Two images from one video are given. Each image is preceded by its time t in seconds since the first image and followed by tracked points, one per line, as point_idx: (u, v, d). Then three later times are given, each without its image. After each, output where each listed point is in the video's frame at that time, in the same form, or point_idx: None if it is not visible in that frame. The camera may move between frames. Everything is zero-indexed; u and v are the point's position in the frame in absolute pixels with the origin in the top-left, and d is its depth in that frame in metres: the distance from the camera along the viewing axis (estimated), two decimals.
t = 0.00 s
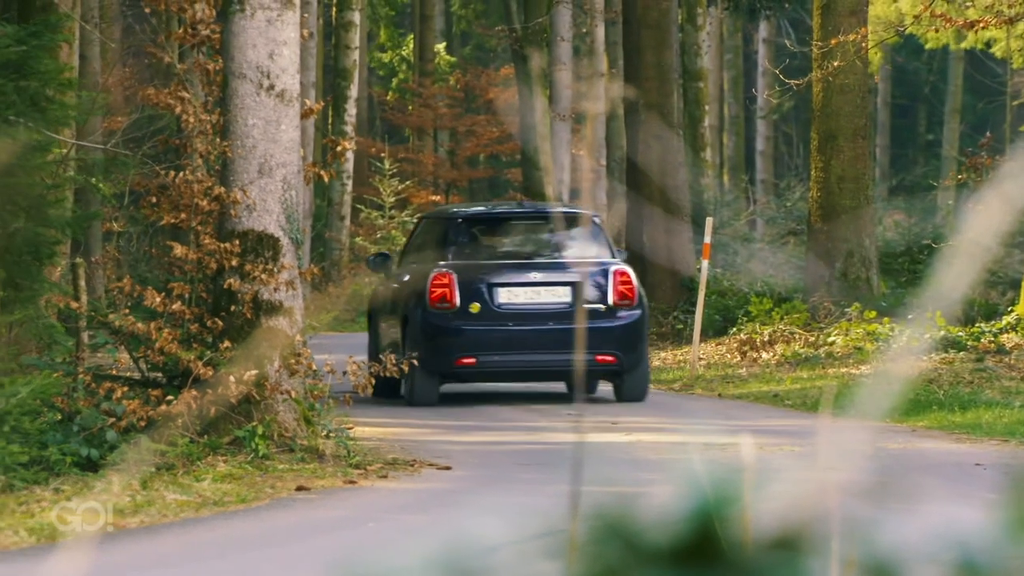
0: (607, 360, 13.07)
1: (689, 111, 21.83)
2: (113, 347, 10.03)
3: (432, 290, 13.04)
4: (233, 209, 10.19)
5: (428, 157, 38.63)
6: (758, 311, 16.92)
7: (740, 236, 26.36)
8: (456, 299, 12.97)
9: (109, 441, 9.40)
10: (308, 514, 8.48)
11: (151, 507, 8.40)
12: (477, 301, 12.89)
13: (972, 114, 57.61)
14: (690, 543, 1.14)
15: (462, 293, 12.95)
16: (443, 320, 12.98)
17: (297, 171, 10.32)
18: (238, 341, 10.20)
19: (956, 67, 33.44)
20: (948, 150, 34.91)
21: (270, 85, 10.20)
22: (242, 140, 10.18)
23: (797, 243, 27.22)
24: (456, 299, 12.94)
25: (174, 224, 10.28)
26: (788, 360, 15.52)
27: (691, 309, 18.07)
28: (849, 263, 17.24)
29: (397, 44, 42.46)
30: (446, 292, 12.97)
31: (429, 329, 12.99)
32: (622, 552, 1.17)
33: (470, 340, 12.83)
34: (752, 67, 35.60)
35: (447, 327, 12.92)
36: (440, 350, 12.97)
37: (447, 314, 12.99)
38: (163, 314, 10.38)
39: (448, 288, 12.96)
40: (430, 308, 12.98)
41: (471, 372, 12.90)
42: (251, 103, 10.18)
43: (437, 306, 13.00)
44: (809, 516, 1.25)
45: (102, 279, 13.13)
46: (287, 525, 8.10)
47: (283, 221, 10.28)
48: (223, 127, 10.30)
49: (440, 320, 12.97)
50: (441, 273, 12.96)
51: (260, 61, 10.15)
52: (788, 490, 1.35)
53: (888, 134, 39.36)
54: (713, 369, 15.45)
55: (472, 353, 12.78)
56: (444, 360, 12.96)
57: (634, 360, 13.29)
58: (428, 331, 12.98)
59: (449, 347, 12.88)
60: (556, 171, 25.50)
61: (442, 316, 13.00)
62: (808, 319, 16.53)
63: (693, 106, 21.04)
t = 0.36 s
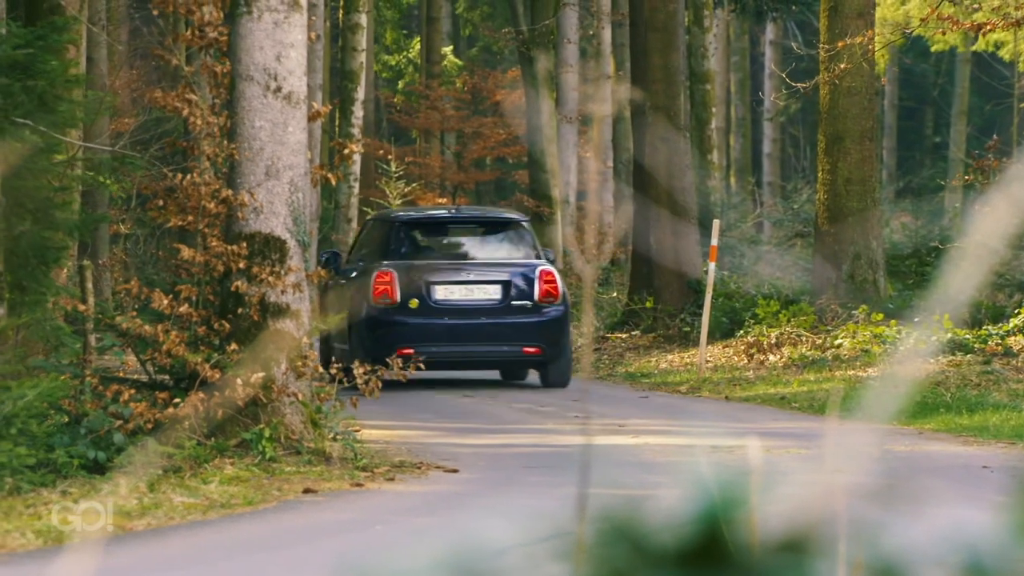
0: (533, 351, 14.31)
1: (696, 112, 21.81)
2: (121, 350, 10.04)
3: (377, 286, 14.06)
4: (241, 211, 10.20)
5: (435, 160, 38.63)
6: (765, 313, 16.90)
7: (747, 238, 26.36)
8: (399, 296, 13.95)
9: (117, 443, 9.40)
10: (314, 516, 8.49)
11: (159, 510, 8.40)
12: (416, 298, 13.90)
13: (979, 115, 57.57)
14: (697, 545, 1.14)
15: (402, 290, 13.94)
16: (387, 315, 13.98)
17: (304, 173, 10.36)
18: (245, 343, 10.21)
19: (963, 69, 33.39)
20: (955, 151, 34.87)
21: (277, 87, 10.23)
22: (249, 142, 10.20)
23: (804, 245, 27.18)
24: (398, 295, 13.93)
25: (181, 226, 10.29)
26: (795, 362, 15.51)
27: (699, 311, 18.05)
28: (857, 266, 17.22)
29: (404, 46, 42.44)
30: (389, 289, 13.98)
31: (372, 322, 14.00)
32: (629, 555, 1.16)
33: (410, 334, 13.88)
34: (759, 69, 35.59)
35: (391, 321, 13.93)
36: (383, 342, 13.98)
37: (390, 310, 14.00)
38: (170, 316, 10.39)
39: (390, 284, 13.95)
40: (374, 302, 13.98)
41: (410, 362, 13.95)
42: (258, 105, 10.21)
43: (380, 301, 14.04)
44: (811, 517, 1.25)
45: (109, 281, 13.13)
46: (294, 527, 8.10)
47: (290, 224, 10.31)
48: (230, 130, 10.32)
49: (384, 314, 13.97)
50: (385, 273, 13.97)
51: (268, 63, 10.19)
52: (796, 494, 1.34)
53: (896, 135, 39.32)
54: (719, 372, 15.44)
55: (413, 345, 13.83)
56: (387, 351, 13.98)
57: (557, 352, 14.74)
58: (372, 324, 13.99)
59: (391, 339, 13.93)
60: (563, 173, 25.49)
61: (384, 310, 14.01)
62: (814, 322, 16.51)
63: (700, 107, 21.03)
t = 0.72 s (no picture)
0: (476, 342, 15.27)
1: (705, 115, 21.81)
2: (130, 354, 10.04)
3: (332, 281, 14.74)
4: (250, 215, 10.20)
5: (443, 163, 38.66)
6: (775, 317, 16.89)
7: (755, 242, 26.37)
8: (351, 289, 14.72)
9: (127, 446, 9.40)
10: (323, 520, 8.49)
11: (168, 513, 8.41)
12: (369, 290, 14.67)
13: (987, 119, 57.57)
14: (706, 550, 1.14)
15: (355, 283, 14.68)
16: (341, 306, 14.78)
17: (313, 177, 10.35)
18: (254, 346, 10.21)
19: (973, 74, 33.37)
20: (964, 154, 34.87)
21: (286, 91, 10.23)
22: (258, 146, 10.19)
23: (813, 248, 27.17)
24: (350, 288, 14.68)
25: (190, 230, 10.29)
26: (804, 366, 15.51)
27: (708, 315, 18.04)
28: (867, 270, 17.19)
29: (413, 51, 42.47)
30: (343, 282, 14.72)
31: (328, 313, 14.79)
32: (636, 560, 1.16)
33: (364, 325, 14.72)
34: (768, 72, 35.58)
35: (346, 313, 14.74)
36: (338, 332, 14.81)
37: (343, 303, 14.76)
38: (179, 320, 10.39)
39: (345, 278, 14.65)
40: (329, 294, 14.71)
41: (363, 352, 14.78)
42: (267, 109, 10.20)
43: (334, 293, 14.76)
44: (822, 521, 1.25)
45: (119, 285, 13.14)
46: (303, 531, 8.11)
47: (299, 228, 10.31)
48: (240, 134, 10.32)
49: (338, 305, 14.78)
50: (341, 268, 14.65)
51: (277, 67, 10.18)
52: (804, 497, 1.34)
53: (905, 139, 39.31)
54: (729, 376, 15.42)
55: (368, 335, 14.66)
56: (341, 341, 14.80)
57: (496, 342, 15.78)
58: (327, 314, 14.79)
59: (345, 330, 14.75)
60: (571, 177, 25.50)
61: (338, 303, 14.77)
62: (823, 325, 16.50)
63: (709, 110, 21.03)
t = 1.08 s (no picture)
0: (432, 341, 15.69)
1: (713, 119, 21.80)
2: (138, 359, 10.05)
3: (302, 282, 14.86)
4: (257, 220, 10.20)
5: (450, 169, 38.63)
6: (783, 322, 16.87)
7: (764, 247, 26.35)
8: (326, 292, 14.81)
9: (135, 451, 9.39)
10: (331, 525, 8.49)
11: (176, 518, 8.41)
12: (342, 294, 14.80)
13: (995, 123, 57.52)
14: (712, 559, 1.14)
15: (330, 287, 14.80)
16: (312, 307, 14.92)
17: (321, 182, 10.35)
18: (262, 351, 10.21)
19: (981, 78, 33.34)
20: (972, 159, 34.82)
21: (294, 96, 10.23)
22: (266, 151, 10.19)
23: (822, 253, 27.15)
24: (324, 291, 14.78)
25: (198, 235, 10.30)
26: (812, 371, 15.50)
27: (716, 320, 18.01)
28: (874, 275, 17.08)
29: (421, 55, 42.46)
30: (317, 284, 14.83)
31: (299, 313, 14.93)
32: (645, 564, 1.16)
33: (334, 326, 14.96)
34: (777, 77, 35.55)
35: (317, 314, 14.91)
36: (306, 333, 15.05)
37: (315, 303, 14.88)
38: (186, 325, 10.39)
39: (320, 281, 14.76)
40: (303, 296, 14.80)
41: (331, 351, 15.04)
42: (275, 113, 10.20)
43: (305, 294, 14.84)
44: (832, 523, 1.24)
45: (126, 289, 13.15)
46: (311, 536, 8.10)
47: (307, 232, 10.31)
48: (248, 139, 10.32)
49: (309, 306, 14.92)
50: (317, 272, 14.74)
51: (285, 72, 10.19)
52: (814, 501, 1.34)
53: (913, 144, 39.27)
54: (736, 380, 15.40)
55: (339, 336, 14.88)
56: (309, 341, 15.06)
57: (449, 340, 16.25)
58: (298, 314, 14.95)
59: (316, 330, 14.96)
60: (579, 182, 25.51)
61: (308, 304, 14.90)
62: (831, 330, 16.47)
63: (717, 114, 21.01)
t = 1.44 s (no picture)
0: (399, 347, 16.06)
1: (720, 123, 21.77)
2: (145, 362, 10.06)
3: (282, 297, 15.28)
4: (264, 224, 10.21)
5: (457, 172, 38.63)
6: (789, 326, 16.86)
7: (770, 250, 26.32)
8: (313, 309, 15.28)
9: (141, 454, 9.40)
10: (337, 529, 8.49)
11: (182, 521, 8.41)
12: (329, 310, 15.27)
13: (1002, 127, 57.44)
14: (719, 557, 1.13)
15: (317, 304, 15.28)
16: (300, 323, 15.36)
17: (327, 185, 10.35)
18: (268, 354, 10.22)
19: (988, 82, 33.29)
20: (979, 162, 34.76)
21: (301, 100, 10.24)
22: (272, 154, 10.20)
23: (828, 256, 27.12)
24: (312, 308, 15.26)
25: (205, 238, 10.31)
26: (818, 374, 15.49)
27: (722, 324, 18.00)
28: (880, 278, 17.11)
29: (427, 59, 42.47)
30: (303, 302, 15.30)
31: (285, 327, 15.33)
32: (651, 566, 1.15)
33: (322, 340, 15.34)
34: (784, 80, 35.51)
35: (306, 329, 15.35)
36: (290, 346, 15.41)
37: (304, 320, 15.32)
38: (193, 328, 10.40)
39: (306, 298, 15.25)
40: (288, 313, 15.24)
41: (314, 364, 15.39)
42: (281, 118, 10.21)
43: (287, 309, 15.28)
44: (838, 527, 1.24)
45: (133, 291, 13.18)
46: (317, 540, 8.10)
47: (313, 236, 10.33)
48: (255, 142, 10.33)
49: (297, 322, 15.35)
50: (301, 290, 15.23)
51: (292, 75, 10.19)
52: (821, 504, 1.33)
53: (920, 148, 39.22)
54: (743, 384, 15.39)
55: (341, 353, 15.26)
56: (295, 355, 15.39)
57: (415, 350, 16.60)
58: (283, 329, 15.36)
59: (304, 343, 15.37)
60: (585, 185, 25.51)
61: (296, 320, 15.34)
62: (837, 334, 16.45)
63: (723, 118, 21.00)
